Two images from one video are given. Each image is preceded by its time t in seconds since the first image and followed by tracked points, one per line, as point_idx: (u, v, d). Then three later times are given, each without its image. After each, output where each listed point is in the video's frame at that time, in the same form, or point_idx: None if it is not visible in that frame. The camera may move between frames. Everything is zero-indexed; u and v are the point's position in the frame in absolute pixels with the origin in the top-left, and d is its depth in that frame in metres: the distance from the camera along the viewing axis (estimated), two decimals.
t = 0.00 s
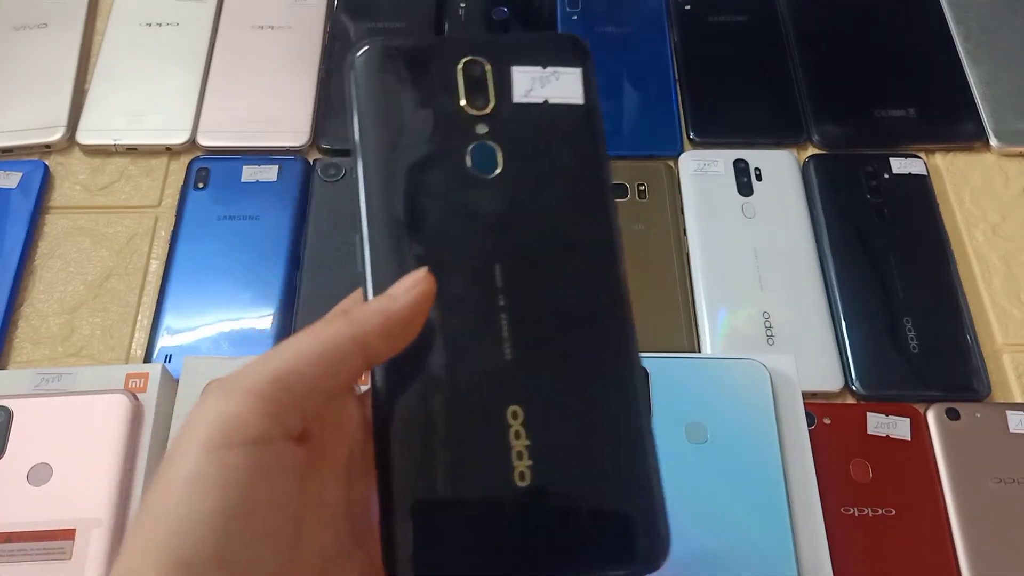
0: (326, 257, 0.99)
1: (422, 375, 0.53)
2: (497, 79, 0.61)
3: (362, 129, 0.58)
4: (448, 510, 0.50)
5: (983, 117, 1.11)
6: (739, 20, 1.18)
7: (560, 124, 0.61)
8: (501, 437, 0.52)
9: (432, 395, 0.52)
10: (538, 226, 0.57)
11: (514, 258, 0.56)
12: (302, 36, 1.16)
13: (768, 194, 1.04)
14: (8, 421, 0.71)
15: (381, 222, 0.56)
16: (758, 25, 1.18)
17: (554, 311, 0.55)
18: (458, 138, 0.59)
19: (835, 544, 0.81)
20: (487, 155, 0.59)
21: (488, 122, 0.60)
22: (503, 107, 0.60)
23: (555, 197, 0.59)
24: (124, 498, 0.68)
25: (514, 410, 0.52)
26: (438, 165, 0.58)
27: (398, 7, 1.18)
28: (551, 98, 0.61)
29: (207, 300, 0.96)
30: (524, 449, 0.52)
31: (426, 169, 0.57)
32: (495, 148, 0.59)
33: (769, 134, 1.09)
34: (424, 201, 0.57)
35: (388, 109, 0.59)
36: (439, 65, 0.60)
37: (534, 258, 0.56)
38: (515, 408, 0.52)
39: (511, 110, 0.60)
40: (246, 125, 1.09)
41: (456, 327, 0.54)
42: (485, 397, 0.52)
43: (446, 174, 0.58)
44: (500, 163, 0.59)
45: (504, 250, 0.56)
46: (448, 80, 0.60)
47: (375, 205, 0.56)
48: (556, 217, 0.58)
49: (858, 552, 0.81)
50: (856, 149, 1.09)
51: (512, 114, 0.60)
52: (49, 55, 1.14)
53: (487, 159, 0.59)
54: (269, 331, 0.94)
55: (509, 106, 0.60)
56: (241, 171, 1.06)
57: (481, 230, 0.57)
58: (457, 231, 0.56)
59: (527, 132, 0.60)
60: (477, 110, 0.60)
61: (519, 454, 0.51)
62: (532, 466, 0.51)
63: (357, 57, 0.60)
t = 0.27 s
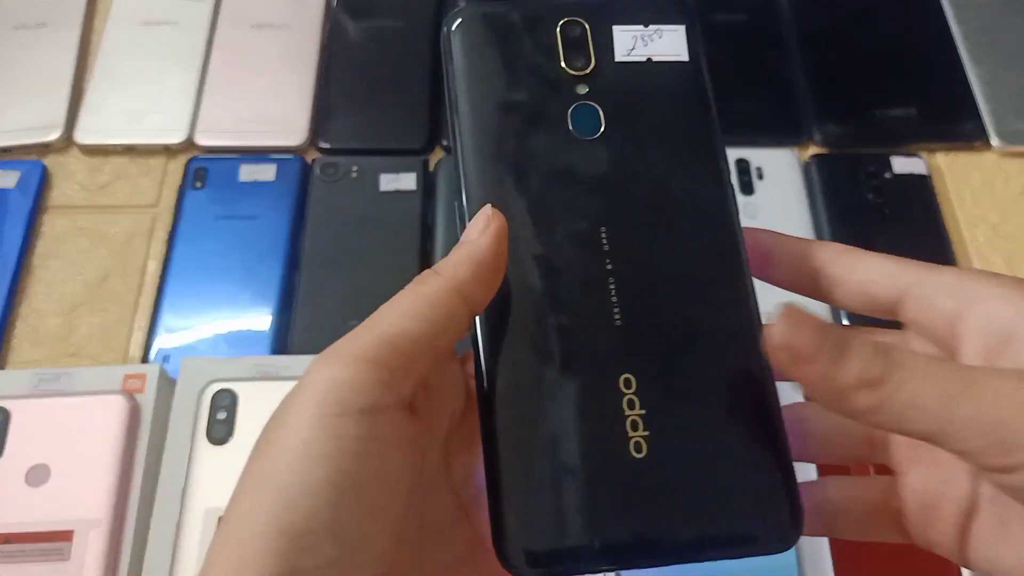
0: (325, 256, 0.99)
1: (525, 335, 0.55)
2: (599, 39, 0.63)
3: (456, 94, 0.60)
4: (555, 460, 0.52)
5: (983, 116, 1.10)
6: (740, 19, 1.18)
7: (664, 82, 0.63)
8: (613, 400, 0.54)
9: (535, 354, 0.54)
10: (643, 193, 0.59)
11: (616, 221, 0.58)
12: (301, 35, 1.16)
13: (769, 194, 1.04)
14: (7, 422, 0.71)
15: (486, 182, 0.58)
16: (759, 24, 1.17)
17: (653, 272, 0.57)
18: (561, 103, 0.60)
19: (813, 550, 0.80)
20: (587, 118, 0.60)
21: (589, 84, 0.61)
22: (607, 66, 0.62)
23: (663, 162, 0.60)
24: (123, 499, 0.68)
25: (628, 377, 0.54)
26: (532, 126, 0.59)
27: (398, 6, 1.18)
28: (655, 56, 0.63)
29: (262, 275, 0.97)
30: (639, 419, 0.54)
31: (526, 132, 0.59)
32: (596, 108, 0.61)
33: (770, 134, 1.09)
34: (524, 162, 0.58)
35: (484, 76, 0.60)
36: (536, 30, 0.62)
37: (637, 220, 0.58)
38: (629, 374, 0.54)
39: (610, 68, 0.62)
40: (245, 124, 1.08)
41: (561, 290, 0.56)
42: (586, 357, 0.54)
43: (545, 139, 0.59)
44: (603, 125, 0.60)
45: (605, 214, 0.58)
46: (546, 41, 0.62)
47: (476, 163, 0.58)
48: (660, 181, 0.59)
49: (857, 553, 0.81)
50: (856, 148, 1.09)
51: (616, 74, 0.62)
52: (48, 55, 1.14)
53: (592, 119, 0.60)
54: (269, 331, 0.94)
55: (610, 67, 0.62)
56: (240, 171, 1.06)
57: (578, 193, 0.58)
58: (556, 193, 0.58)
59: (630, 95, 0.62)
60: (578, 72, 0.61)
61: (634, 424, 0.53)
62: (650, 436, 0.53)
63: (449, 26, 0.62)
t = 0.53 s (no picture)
0: (325, 256, 0.99)
1: (512, 348, 0.55)
2: (564, 66, 0.63)
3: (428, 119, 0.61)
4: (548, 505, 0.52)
5: (983, 116, 1.10)
6: (740, 19, 1.18)
7: (630, 105, 0.62)
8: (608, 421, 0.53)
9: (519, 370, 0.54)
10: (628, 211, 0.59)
11: (611, 238, 0.58)
12: (301, 35, 1.16)
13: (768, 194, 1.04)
14: (7, 422, 0.71)
15: (463, 202, 0.59)
16: (759, 24, 1.18)
17: (641, 292, 0.57)
18: (533, 127, 0.61)
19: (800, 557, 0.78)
20: (563, 144, 0.61)
21: (556, 117, 0.61)
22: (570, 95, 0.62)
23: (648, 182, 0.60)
24: (123, 499, 0.68)
25: (632, 429, 0.53)
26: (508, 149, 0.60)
27: (398, 6, 1.18)
28: (622, 78, 0.63)
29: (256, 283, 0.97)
30: (649, 471, 0.52)
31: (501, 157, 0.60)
32: (569, 144, 0.61)
33: (770, 133, 1.09)
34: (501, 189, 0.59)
35: (455, 102, 0.61)
36: (489, 56, 0.63)
37: (624, 239, 0.58)
38: (634, 427, 0.53)
39: (574, 95, 0.62)
40: (245, 124, 1.08)
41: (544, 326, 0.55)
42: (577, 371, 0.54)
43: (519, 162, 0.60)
44: (575, 154, 0.60)
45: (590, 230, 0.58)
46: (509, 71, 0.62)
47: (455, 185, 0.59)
48: (648, 197, 0.60)
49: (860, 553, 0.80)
50: (856, 148, 1.09)
51: (581, 100, 0.62)
52: (47, 55, 1.14)
53: (561, 149, 0.60)
54: (269, 331, 0.94)
55: (576, 96, 0.62)
56: (240, 171, 1.06)
57: (558, 212, 0.59)
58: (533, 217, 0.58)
59: (611, 117, 0.62)
60: (544, 107, 0.61)
61: (644, 477, 0.52)
62: (660, 489, 0.52)
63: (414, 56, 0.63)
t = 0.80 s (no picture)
0: (326, 256, 0.99)
1: (610, 305, 0.60)
2: (713, 36, 0.70)
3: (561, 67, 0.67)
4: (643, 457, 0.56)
5: (984, 116, 1.10)
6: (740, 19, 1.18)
7: (755, 95, 0.69)
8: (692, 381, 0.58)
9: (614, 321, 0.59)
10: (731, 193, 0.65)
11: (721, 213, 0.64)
12: (301, 35, 1.16)
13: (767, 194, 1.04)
14: (6, 422, 0.71)
15: (582, 160, 0.64)
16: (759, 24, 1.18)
17: (744, 265, 0.62)
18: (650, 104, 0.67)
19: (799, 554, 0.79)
20: (688, 113, 0.67)
21: (693, 76, 0.68)
22: (709, 57, 0.69)
23: (754, 173, 0.66)
24: (123, 500, 0.68)
25: (705, 367, 0.59)
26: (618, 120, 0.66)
27: (397, 5, 1.18)
28: (763, 55, 0.70)
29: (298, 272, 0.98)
30: (713, 411, 0.58)
31: (617, 124, 0.66)
32: (698, 101, 0.67)
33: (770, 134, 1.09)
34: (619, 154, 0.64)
35: (596, 63, 0.67)
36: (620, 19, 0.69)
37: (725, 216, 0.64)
38: (707, 365, 0.59)
39: (716, 65, 0.69)
40: (245, 125, 1.08)
41: (668, 284, 0.61)
42: (668, 330, 0.59)
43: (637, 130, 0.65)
44: (698, 121, 0.67)
45: (691, 208, 0.64)
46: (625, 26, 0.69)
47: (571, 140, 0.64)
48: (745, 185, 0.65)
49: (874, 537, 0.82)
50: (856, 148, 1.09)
51: (726, 68, 0.69)
52: (47, 54, 1.14)
53: (682, 111, 0.67)
54: (269, 331, 0.94)
55: (718, 61, 0.69)
56: (240, 170, 1.05)
57: (669, 188, 0.64)
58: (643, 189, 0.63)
59: (729, 105, 0.68)
60: (684, 62, 0.68)
61: (708, 416, 0.57)
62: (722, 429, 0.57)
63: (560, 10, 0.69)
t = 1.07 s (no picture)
0: (325, 256, 0.98)
1: (651, 324, 0.58)
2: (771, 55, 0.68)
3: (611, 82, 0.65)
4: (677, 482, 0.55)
5: (984, 116, 1.10)
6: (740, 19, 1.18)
7: (817, 126, 0.66)
8: (733, 404, 0.57)
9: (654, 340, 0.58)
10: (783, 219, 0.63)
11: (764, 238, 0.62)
12: (301, 35, 1.16)
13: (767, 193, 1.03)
14: (5, 422, 0.70)
15: (629, 179, 0.62)
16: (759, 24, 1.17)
17: (795, 290, 0.61)
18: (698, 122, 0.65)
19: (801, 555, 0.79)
20: (742, 131, 0.65)
21: (746, 95, 0.67)
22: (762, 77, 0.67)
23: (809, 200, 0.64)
24: (123, 500, 0.68)
25: (753, 411, 0.57)
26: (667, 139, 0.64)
27: (397, 5, 1.17)
28: (827, 78, 0.68)
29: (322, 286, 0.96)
30: (761, 459, 0.55)
31: (666, 143, 0.64)
32: (752, 119, 0.66)
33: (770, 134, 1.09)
34: (669, 173, 0.63)
35: (651, 80, 0.65)
36: (673, 36, 0.67)
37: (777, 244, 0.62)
38: (754, 409, 0.57)
39: (774, 82, 0.67)
40: (244, 124, 1.08)
41: (706, 311, 0.59)
42: (711, 353, 0.58)
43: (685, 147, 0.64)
44: (750, 143, 0.65)
45: (740, 231, 0.62)
46: (678, 42, 0.67)
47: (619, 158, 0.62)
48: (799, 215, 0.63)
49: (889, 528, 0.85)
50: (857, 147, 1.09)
51: (780, 87, 0.67)
52: (46, 54, 1.14)
53: (736, 135, 0.65)
54: (269, 331, 0.94)
55: (775, 82, 0.67)
56: (239, 170, 1.05)
57: (716, 209, 0.62)
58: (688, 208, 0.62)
59: (783, 124, 0.66)
60: (738, 80, 0.67)
61: (755, 466, 0.55)
62: (769, 482, 0.55)
63: (609, 27, 0.67)
